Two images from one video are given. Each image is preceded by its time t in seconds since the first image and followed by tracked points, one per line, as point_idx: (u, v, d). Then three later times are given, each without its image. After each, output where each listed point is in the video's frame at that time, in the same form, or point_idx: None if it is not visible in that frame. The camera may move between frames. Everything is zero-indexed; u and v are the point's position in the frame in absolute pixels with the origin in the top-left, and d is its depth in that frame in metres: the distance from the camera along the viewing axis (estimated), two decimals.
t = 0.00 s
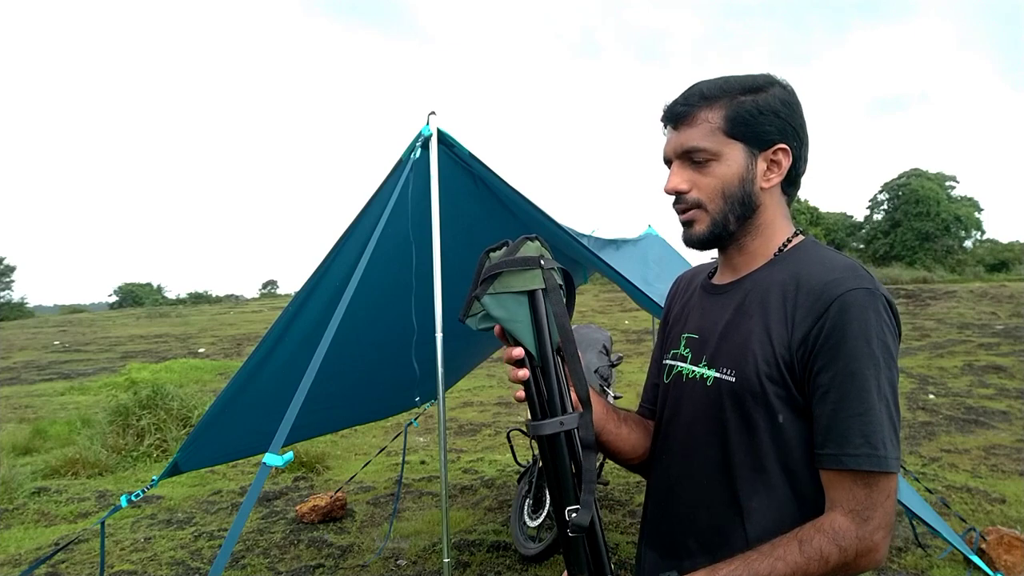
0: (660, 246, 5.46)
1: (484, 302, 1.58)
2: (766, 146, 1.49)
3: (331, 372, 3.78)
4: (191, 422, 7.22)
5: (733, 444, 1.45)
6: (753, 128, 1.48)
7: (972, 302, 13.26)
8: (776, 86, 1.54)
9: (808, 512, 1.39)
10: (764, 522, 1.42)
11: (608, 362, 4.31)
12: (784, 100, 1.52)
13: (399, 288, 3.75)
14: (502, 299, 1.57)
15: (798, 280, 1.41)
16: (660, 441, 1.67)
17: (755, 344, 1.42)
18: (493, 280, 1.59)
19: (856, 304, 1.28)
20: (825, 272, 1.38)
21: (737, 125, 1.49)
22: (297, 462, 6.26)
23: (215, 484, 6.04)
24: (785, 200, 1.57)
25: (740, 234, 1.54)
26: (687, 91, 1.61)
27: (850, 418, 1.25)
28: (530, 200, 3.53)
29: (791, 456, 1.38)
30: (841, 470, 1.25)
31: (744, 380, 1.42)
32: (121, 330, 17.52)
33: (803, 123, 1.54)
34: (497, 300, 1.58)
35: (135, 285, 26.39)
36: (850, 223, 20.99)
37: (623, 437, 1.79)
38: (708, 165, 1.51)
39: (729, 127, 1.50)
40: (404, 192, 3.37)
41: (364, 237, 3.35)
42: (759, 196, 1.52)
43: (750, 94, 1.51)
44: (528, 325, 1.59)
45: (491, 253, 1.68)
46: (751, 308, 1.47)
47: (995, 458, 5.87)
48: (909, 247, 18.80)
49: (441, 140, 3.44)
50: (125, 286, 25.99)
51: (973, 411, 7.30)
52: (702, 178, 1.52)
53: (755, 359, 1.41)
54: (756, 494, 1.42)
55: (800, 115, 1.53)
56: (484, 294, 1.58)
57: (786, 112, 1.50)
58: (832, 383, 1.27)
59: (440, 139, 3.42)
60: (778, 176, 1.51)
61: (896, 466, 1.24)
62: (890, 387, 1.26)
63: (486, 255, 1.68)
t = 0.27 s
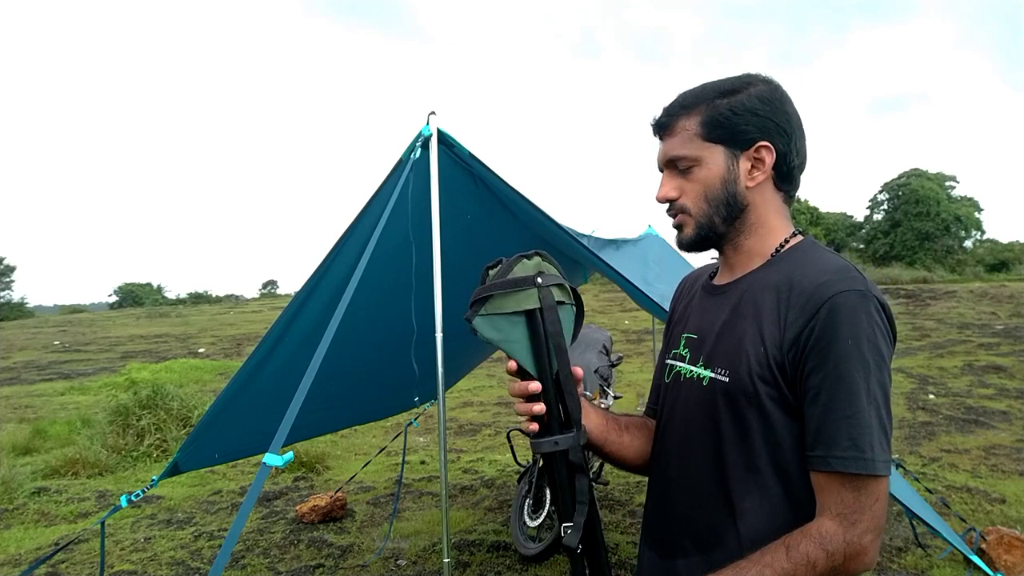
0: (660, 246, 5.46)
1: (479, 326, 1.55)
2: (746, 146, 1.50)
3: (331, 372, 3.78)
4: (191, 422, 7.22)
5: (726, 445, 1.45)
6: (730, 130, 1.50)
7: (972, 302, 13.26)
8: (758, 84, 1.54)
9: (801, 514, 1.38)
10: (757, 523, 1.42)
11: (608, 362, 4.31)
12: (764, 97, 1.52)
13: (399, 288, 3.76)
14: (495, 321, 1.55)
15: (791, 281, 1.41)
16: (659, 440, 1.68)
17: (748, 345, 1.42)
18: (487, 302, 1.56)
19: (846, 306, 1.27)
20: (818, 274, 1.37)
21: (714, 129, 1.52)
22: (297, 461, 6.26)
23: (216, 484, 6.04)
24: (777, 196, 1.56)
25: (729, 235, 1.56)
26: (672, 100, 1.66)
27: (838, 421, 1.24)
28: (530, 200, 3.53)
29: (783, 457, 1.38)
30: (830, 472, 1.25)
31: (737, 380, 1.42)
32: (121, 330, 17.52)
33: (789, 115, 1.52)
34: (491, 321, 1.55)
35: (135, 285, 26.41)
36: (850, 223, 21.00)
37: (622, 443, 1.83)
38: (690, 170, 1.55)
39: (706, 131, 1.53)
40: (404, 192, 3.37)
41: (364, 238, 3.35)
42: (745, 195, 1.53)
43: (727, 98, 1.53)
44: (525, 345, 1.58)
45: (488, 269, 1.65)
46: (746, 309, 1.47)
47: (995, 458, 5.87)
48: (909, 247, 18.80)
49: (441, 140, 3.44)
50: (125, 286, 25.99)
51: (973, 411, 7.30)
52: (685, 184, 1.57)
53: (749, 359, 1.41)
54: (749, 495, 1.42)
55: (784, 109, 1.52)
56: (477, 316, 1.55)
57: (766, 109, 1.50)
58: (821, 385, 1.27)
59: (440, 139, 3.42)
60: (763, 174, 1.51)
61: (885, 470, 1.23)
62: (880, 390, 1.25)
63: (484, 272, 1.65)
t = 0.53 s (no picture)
0: (660, 246, 5.46)
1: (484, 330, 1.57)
2: (726, 148, 1.51)
3: (331, 373, 3.78)
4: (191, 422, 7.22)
5: (724, 446, 1.45)
6: (708, 134, 1.52)
7: (972, 302, 13.25)
8: (739, 84, 1.54)
9: (798, 514, 1.38)
10: (755, 524, 1.42)
11: (608, 362, 4.31)
12: (742, 97, 1.51)
13: (399, 289, 3.76)
14: (501, 324, 1.56)
15: (786, 280, 1.41)
16: (660, 441, 1.68)
17: (743, 345, 1.42)
18: (491, 307, 1.57)
19: (838, 306, 1.27)
20: (813, 273, 1.37)
21: (694, 134, 1.54)
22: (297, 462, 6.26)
23: (216, 484, 6.04)
24: (768, 194, 1.55)
25: (721, 238, 1.58)
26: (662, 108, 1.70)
27: (832, 421, 1.24)
28: (530, 200, 3.53)
29: (779, 458, 1.38)
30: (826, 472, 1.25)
31: (732, 381, 1.43)
32: (121, 330, 17.52)
33: (771, 112, 1.50)
34: (496, 325, 1.56)
35: (135, 285, 26.42)
36: (850, 223, 21.00)
37: (627, 446, 1.85)
38: (676, 177, 1.58)
39: (687, 138, 1.55)
40: (404, 192, 3.37)
41: (364, 238, 3.35)
42: (731, 198, 1.54)
43: (707, 102, 1.55)
44: (531, 347, 1.57)
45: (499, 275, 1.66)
46: (742, 309, 1.47)
47: (995, 458, 5.87)
48: (909, 247, 18.80)
49: (441, 140, 3.44)
50: (125, 286, 25.99)
51: (973, 411, 7.30)
52: (673, 191, 1.60)
53: (743, 360, 1.41)
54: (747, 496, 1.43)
55: (764, 106, 1.50)
56: (482, 321, 1.57)
57: (744, 109, 1.50)
58: (816, 386, 1.27)
59: (440, 139, 3.42)
60: (745, 174, 1.51)
61: (881, 469, 1.23)
62: (875, 389, 1.25)
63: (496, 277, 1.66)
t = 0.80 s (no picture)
0: (660, 246, 5.45)
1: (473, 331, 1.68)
2: (719, 152, 1.51)
3: (331, 373, 3.78)
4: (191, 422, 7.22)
5: (722, 445, 1.46)
6: (701, 139, 1.52)
7: (972, 302, 13.25)
8: (731, 88, 1.54)
9: (797, 512, 1.38)
10: (756, 522, 1.42)
11: (608, 362, 4.30)
12: (733, 100, 1.51)
13: (399, 289, 3.76)
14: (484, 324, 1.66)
15: (780, 279, 1.41)
16: (661, 441, 1.68)
17: (740, 345, 1.42)
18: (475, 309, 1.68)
19: (831, 304, 1.28)
20: (807, 271, 1.37)
21: (687, 139, 1.54)
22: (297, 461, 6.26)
23: (215, 484, 6.04)
24: (763, 196, 1.54)
25: (717, 241, 1.58)
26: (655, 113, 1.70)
27: (829, 418, 1.24)
28: (530, 200, 3.53)
29: (777, 455, 1.38)
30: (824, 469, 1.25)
31: (729, 380, 1.43)
32: (121, 330, 17.52)
33: (762, 113, 1.50)
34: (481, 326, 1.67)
35: (135, 285, 26.41)
36: (850, 223, 21.00)
37: (632, 446, 1.86)
38: (671, 181, 1.59)
39: (680, 142, 1.56)
40: (404, 192, 3.37)
41: (364, 238, 3.35)
42: (725, 200, 1.54)
43: (699, 106, 1.55)
44: (511, 342, 1.64)
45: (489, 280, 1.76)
46: (739, 309, 1.47)
47: (995, 458, 5.87)
48: (909, 247, 18.80)
49: (441, 140, 3.44)
50: (125, 286, 25.98)
51: (973, 411, 7.30)
52: (668, 195, 1.60)
53: (740, 359, 1.41)
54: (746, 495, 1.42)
55: (756, 109, 1.50)
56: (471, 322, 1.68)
57: (736, 113, 1.49)
58: (811, 383, 1.27)
59: (440, 139, 3.42)
60: (739, 177, 1.51)
61: (879, 465, 1.22)
62: (870, 385, 1.25)
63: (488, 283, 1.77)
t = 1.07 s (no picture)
0: (660, 246, 5.45)
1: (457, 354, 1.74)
2: (720, 150, 1.51)
3: (331, 373, 3.78)
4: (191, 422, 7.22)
5: (724, 444, 1.45)
6: (703, 136, 1.52)
7: (972, 302, 13.25)
8: (736, 87, 1.54)
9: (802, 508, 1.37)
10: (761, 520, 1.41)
11: (608, 362, 4.30)
12: (738, 100, 1.51)
13: (399, 289, 3.76)
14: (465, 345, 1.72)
15: (779, 277, 1.41)
16: (664, 442, 1.68)
17: (740, 343, 1.42)
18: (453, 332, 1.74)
19: (828, 300, 1.28)
20: (806, 268, 1.37)
21: (689, 136, 1.55)
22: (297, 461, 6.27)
23: (216, 484, 6.04)
24: (764, 196, 1.54)
25: (716, 239, 1.58)
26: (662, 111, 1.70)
27: (832, 414, 1.24)
28: (530, 200, 3.53)
29: (780, 453, 1.38)
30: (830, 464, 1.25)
31: (729, 379, 1.43)
32: (121, 330, 17.53)
33: (766, 114, 1.50)
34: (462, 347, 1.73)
35: (135, 285, 26.41)
36: (850, 223, 21.01)
37: (635, 444, 1.87)
38: (672, 178, 1.59)
39: (683, 139, 1.56)
40: (404, 192, 3.37)
41: (363, 238, 3.35)
42: (725, 199, 1.54)
43: (704, 104, 1.55)
44: (493, 355, 1.70)
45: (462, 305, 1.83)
46: (739, 307, 1.47)
47: (995, 458, 5.87)
48: (909, 247, 18.80)
49: (441, 140, 3.44)
50: (125, 286, 25.98)
51: (973, 411, 7.30)
52: (669, 191, 1.61)
53: (740, 358, 1.41)
54: (749, 493, 1.42)
55: (760, 110, 1.50)
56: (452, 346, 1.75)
57: (740, 112, 1.49)
58: (813, 380, 1.27)
59: (440, 139, 3.42)
60: (739, 176, 1.51)
61: (885, 459, 1.22)
62: (872, 380, 1.25)
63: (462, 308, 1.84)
